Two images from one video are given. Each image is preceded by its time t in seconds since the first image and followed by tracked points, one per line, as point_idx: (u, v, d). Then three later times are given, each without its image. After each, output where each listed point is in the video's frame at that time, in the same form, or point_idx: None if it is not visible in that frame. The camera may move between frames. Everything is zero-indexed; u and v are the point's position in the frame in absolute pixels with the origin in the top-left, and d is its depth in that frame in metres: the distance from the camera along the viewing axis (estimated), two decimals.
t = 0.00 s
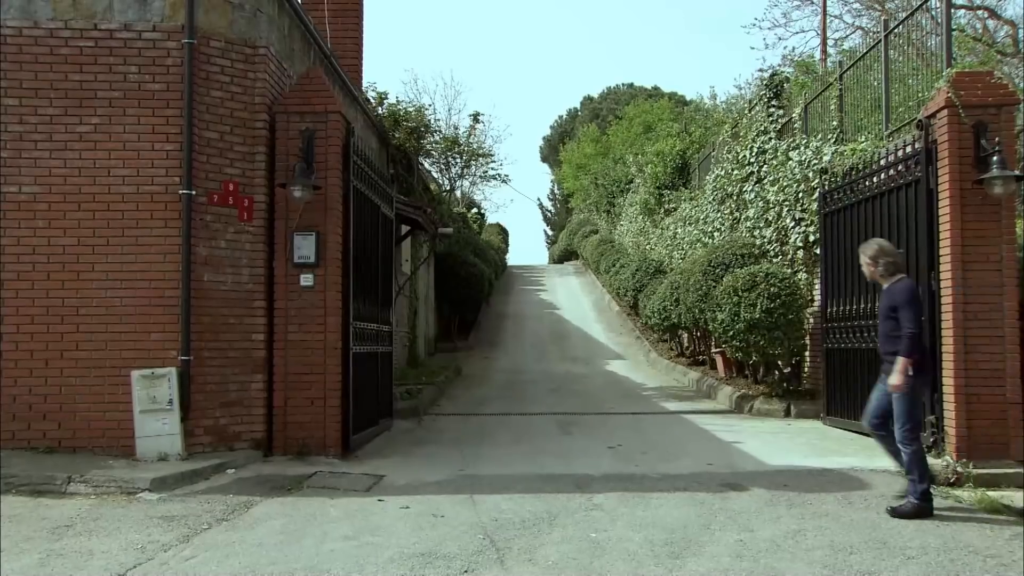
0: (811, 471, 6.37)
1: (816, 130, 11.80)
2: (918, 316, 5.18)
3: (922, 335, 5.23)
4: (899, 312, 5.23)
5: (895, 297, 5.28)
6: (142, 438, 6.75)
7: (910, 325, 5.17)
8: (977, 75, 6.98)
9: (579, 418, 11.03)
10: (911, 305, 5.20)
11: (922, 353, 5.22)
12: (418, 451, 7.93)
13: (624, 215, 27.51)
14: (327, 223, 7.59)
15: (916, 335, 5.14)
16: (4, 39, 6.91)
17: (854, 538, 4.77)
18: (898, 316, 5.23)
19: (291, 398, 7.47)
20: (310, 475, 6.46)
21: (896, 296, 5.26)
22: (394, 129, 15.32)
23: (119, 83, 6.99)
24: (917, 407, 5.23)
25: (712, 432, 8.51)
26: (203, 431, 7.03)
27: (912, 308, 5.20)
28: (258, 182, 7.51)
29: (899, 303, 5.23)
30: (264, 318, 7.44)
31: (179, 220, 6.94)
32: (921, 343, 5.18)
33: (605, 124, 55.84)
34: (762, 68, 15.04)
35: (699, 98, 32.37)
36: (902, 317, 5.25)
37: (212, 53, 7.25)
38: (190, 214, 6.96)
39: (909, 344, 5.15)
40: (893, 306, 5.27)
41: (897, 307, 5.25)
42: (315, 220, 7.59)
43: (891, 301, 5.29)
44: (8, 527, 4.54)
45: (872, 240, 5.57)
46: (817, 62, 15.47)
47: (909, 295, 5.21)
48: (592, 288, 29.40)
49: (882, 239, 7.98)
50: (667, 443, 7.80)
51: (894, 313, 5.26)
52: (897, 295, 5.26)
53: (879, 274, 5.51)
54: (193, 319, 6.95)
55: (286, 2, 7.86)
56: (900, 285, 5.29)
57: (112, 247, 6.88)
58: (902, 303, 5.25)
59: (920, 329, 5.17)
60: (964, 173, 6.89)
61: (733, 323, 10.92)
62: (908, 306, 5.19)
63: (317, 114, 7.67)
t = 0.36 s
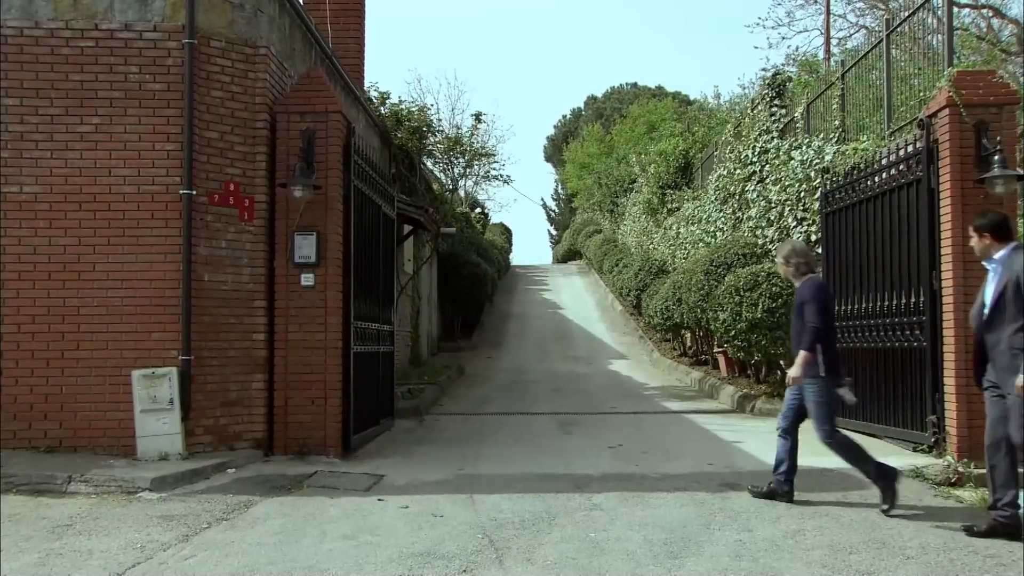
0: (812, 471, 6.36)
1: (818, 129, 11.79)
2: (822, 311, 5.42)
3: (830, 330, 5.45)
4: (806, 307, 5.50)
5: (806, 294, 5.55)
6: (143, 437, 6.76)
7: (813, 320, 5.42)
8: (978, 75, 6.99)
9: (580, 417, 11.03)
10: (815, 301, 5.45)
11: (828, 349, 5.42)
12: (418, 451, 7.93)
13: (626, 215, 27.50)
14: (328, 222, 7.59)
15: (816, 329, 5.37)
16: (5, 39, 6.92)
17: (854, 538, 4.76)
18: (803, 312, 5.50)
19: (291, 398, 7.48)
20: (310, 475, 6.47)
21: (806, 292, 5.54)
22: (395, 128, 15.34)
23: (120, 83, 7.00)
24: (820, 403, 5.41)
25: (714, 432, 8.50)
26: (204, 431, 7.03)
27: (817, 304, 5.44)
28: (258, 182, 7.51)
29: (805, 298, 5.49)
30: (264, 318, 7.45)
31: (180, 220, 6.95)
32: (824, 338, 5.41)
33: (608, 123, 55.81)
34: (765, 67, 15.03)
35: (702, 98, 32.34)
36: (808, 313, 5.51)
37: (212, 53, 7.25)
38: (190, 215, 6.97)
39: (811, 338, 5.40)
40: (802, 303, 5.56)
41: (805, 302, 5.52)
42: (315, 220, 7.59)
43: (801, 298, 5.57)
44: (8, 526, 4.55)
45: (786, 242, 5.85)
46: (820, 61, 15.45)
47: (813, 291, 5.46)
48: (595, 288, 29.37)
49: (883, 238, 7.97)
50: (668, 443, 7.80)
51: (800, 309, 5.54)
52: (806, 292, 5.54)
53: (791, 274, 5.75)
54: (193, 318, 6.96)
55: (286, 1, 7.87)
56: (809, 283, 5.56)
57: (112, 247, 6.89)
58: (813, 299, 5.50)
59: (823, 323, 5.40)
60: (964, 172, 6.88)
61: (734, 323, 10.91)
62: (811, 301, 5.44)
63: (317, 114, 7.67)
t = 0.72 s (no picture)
0: (815, 471, 6.35)
1: (823, 128, 11.77)
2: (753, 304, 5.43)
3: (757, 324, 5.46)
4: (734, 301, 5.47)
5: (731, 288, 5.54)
6: (145, 436, 6.78)
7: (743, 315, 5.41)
8: (981, 73, 6.94)
9: (583, 417, 11.03)
10: (746, 294, 5.44)
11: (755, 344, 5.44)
12: (421, 450, 7.93)
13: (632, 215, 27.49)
14: (330, 221, 7.60)
15: (751, 323, 5.36)
16: (8, 39, 6.93)
17: (855, 538, 4.75)
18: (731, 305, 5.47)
19: (293, 397, 7.48)
20: (312, 474, 6.47)
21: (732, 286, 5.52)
22: (400, 128, 15.35)
23: (123, 83, 7.01)
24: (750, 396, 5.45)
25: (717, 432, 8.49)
26: (206, 430, 7.05)
27: (747, 297, 5.45)
28: (260, 182, 7.52)
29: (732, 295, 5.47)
30: (267, 318, 7.46)
31: (182, 220, 6.96)
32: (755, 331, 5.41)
33: (614, 123, 55.77)
34: (770, 66, 15.01)
35: (708, 97, 32.31)
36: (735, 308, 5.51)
37: (214, 53, 7.27)
38: (193, 214, 6.98)
39: (743, 333, 5.39)
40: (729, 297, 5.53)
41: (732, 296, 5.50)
42: (318, 219, 7.60)
43: (727, 291, 5.55)
44: (10, 525, 4.56)
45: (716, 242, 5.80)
46: (827, 60, 15.41)
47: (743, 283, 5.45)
48: (600, 287, 29.33)
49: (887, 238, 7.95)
50: (670, 442, 7.79)
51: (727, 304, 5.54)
52: (732, 286, 5.52)
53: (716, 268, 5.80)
54: (195, 318, 6.97)
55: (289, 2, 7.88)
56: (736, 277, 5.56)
57: (115, 247, 6.90)
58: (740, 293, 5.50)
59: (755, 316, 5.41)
60: (968, 171, 6.86)
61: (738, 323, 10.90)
62: (742, 294, 5.44)
63: (320, 114, 7.68)
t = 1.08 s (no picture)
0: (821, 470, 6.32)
1: (831, 126, 11.73)
2: (656, 302, 5.44)
3: (661, 320, 5.48)
4: (639, 297, 5.49)
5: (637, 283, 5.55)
6: (152, 435, 6.81)
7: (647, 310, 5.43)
8: (989, 69, 6.85)
9: (591, 416, 11.03)
10: (651, 291, 5.46)
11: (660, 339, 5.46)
12: (427, 449, 7.94)
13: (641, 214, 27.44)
14: (335, 221, 7.61)
15: (654, 318, 5.39)
16: (16, 40, 6.96)
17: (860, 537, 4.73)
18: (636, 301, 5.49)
19: (299, 396, 7.50)
20: (317, 473, 6.49)
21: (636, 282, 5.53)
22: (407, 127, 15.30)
23: (129, 83, 7.03)
24: (650, 392, 5.49)
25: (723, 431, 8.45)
26: (212, 429, 7.07)
27: (653, 292, 5.47)
28: (266, 181, 7.54)
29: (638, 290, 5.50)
30: (273, 317, 7.48)
31: (188, 220, 6.98)
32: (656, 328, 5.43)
33: (623, 122, 55.69)
34: (779, 65, 14.96)
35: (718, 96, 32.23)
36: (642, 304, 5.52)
37: (220, 53, 7.28)
38: (198, 214, 6.99)
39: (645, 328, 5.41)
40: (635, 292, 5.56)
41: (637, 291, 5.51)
42: (324, 218, 7.62)
43: (634, 286, 5.56)
44: (15, 523, 4.58)
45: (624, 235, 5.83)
46: (837, 57, 15.35)
47: (648, 280, 5.46)
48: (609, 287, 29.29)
49: (894, 236, 7.92)
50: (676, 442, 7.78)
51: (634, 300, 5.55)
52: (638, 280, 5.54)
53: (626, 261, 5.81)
54: (201, 317, 6.98)
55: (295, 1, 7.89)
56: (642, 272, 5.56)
57: (122, 246, 6.93)
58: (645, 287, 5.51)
59: (658, 313, 5.44)
60: (975, 169, 6.82)
61: (746, 322, 10.87)
62: (648, 290, 5.45)
63: (326, 113, 7.70)
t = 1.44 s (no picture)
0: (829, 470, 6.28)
1: (841, 125, 11.68)
2: (569, 304, 5.54)
3: (573, 322, 5.58)
4: (552, 299, 5.59)
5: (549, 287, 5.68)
6: (159, 434, 6.86)
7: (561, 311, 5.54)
8: (1000, 69, 6.77)
9: (599, 415, 11.00)
10: (563, 293, 5.57)
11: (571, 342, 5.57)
12: (434, 448, 7.93)
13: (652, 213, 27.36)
14: (343, 220, 7.64)
15: (566, 319, 5.52)
16: (25, 41, 6.99)
17: (867, 538, 4.69)
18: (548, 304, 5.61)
19: (307, 395, 7.51)
20: (324, 472, 6.50)
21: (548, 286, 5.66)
22: (417, 127, 15.67)
23: (137, 83, 7.06)
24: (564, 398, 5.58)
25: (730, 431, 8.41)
26: (219, 428, 7.09)
27: (567, 294, 5.59)
28: (274, 181, 7.56)
29: (552, 290, 5.59)
30: (281, 316, 7.50)
31: (196, 219, 7.00)
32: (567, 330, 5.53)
33: (635, 121, 55.55)
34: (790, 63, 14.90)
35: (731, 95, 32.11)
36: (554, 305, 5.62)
37: (228, 53, 7.30)
38: (206, 213, 7.02)
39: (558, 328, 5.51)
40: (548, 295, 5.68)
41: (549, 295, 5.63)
42: (331, 218, 7.63)
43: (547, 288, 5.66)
44: (24, 521, 4.61)
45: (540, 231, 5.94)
46: (848, 55, 15.28)
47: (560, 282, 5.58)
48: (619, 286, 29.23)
49: (903, 235, 7.87)
50: (684, 441, 7.75)
51: (546, 300, 5.63)
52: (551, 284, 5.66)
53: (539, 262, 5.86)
54: (209, 316, 7.01)
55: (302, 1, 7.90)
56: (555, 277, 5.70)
57: (130, 246, 6.96)
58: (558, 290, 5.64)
59: (570, 314, 5.57)
60: (985, 167, 6.77)
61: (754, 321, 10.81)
62: (562, 292, 5.57)
63: (333, 113, 7.71)
